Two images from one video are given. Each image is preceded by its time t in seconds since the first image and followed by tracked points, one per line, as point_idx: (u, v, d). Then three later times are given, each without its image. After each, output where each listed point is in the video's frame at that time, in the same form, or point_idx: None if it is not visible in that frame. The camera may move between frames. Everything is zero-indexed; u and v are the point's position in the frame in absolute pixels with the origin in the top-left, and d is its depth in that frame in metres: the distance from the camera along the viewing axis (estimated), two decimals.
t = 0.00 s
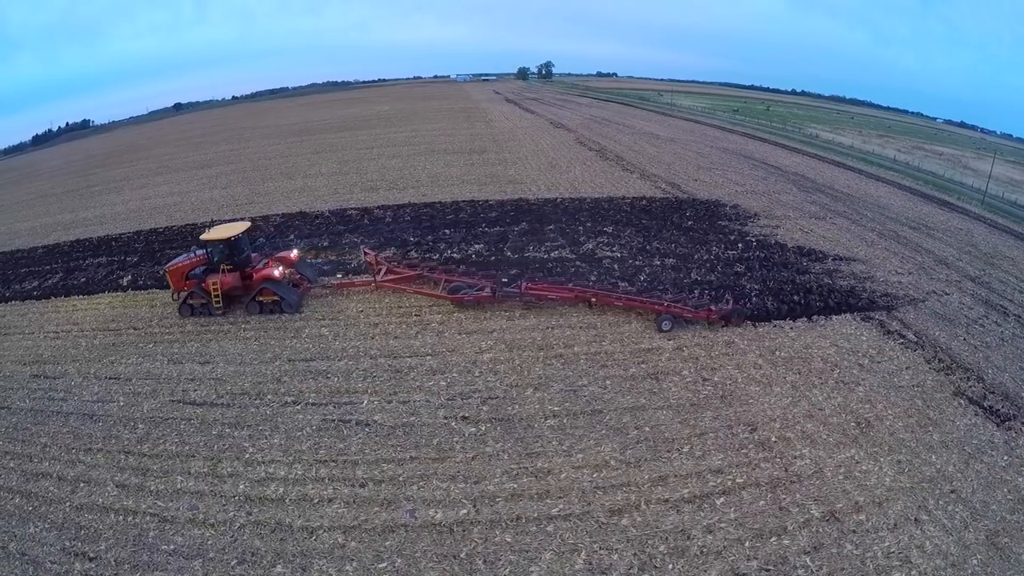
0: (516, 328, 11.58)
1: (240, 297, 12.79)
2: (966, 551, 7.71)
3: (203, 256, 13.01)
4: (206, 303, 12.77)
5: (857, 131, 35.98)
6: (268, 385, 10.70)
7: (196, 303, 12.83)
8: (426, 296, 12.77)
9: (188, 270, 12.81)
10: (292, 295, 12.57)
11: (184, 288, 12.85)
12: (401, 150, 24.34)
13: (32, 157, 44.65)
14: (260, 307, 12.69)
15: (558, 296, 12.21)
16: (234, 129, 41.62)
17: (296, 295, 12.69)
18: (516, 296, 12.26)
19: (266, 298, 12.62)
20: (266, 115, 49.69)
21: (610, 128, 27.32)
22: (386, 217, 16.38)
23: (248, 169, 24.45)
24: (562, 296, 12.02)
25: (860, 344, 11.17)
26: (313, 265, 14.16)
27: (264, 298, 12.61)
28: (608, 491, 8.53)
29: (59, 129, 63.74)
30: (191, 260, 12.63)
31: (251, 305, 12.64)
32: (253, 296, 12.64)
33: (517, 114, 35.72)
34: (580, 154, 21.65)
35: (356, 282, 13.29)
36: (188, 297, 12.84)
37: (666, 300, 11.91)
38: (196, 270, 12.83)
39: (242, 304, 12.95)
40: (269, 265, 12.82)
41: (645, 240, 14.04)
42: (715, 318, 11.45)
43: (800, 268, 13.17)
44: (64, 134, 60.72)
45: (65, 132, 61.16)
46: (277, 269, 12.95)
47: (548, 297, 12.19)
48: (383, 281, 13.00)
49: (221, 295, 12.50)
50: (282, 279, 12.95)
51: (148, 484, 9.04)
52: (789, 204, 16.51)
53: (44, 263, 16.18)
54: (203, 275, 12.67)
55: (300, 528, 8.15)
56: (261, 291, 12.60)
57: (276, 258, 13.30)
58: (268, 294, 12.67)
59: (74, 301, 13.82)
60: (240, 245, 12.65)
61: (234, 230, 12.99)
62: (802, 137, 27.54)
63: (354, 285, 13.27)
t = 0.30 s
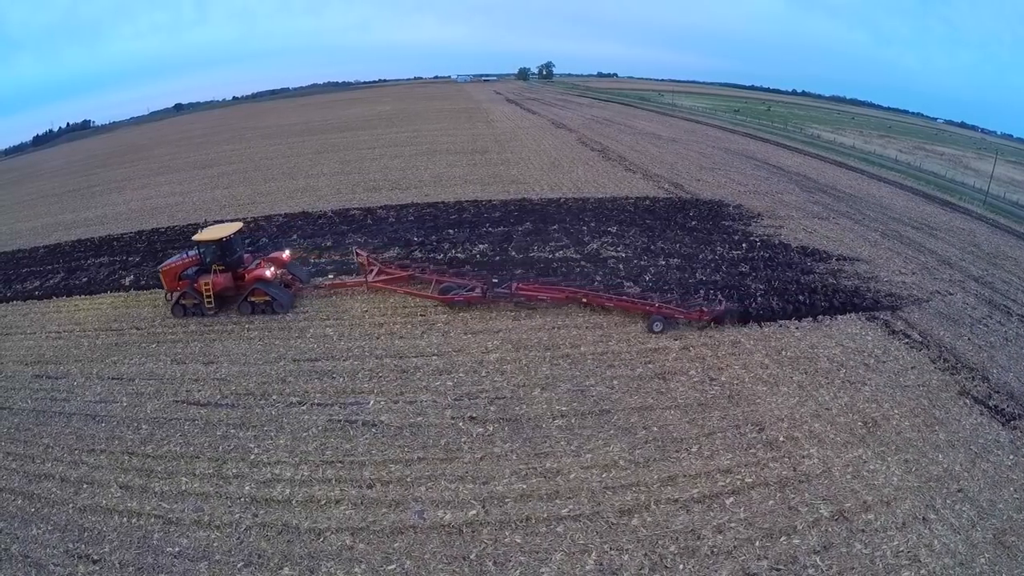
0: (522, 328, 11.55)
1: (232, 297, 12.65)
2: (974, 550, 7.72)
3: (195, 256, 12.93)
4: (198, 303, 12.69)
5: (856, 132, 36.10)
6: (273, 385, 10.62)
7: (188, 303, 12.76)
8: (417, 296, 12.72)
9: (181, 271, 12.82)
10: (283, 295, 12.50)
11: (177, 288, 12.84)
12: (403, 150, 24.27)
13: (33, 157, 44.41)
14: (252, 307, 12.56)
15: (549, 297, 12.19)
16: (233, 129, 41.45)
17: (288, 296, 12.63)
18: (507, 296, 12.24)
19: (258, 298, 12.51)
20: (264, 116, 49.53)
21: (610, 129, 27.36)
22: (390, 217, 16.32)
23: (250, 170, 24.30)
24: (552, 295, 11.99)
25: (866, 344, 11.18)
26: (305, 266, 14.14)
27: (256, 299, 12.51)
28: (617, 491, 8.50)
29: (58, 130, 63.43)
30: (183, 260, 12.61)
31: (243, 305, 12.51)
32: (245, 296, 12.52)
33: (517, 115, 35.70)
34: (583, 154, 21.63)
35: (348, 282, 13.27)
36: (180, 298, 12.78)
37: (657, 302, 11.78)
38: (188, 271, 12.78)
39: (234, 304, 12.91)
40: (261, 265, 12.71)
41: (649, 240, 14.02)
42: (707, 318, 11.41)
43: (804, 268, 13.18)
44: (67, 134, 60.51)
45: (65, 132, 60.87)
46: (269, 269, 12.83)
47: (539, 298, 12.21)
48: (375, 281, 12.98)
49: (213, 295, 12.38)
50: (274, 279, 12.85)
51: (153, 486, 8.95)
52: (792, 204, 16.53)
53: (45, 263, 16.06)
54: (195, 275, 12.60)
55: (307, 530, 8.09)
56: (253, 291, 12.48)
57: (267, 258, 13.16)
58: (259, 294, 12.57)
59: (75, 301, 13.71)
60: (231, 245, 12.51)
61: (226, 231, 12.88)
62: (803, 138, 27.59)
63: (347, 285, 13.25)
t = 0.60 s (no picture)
0: (527, 327, 11.52)
1: (223, 297, 12.69)
2: (980, 549, 7.71)
3: (188, 256, 12.97)
4: (191, 303, 12.65)
5: (857, 132, 36.15)
6: (276, 385, 10.56)
7: (180, 302, 12.73)
8: (406, 296, 12.64)
9: (173, 270, 12.79)
10: (273, 294, 12.45)
11: (169, 288, 12.78)
12: (406, 149, 24.17)
13: (33, 157, 43.98)
14: (243, 306, 12.56)
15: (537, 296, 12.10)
16: (233, 129, 41.27)
17: (278, 295, 12.58)
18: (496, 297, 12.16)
19: (248, 298, 12.48)
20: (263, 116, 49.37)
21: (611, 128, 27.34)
22: (392, 216, 16.25)
23: (251, 169, 24.12)
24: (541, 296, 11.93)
25: (870, 343, 11.18)
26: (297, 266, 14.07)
27: (246, 298, 12.47)
28: (624, 491, 8.47)
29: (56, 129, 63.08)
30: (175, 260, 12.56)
31: (234, 305, 12.54)
32: (235, 296, 12.54)
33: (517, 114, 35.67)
34: (585, 154, 21.60)
35: (338, 281, 13.20)
36: (172, 297, 12.75)
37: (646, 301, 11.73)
38: (180, 270, 12.76)
39: (226, 304, 12.86)
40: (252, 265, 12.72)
41: (653, 239, 14.00)
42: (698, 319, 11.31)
43: (807, 267, 13.18)
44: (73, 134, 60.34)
45: (65, 132, 60.40)
46: (260, 269, 12.85)
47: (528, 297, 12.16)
48: (364, 280, 12.89)
49: (204, 295, 12.42)
50: (265, 279, 12.86)
51: (155, 486, 8.89)
52: (793, 203, 16.53)
53: (46, 262, 15.95)
54: (187, 275, 12.57)
55: (312, 530, 8.03)
56: (243, 291, 12.49)
57: (259, 258, 13.21)
58: (250, 294, 12.53)
59: (75, 300, 13.60)
60: (222, 245, 12.55)
61: (219, 231, 12.94)
62: (804, 137, 27.59)
63: (337, 285, 13.17)
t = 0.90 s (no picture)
0: (531, 326, 11.49)
1: (215, 297, 12.65)
2: (986, 547, 7.72)
3: (181, 257, 12.98)
4: (183, 302, 12.58)
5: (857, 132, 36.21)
6: (280, 384, 10.50)
7: (172, 302, 12.65)
8: (397, 295, 12.58)
9: (165, 270, 12.76)
10: (263, 294, 12.45)
11: (162, 288, 12.78)
12: (408, 149, 24.08)
13: (33, 157, 43.63)
14: (234, 306, 12.53)
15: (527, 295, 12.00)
16: (231, 128, 41.07)
17: (268, 295, 12.57)
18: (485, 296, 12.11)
19: (238, 297, 12.44)
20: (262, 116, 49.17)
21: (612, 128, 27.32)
22: (394, 215, 16.17)
23: (252, 169, 23.97)
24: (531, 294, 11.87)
25: (873, 343, 11.19)
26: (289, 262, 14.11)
27: (237, 298, 12.44)
28: (631, 491, 8.45)
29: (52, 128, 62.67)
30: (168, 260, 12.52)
31: (225, 305, 12.51)
32: (226, 296, 12.51)
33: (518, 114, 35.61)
34: (587, 153, 21.56)
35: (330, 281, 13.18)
36: (165, 297, 12.68)
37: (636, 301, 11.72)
38: (173, 271, 12.75)
39: (217, 303, 12.82)
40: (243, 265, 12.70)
41: (656, 238, 13.98)
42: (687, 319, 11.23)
43: (810, 266, 13.19)
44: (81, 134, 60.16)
45: (66, 132, 59.79)
46: (251, 269, 12.84)
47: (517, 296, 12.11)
48: (355, 281, 12.88)
49: (196, 295, 12.38)
50: (255, 279, 12.84)
51: (159, 487, 8.84)
52: (795, 203, 16.54)
53: (47, 262, 15.83)
54: (180, 274, 12.53)
55: (318, 531, 7.98)
56: (233, 291, 12.46)
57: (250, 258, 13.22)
58: (240, 294, 12.51)
59: (76, 300, 13.49)
60: (214, 245, 12.55)
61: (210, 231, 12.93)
62: (804, 137, 27.59)
63: (327, 284, 13.17)
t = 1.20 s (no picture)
0: (538, 326, 11.46)
1: (208, 297, 12.57)
2: (993, 545, 7.75)
3: (174, 257, 12.80)
4: (176, 303, 12.57)
5: (857, 132, 36.31)
6: (286, 385, 10.43)
7: (166, 302, 12.63)
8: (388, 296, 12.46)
9: (159, 271, 12.59)
10: (255, 295, 12.36)
11: (155, 288, 12.68)
12: (409, 149, 23.99)
13: (34, 157, 43.41)
14: (226, 307, 12.48)
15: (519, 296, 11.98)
16: (230, 129, 40.89)
17: (260, 296, 12.50)
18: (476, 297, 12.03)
19: (231, 298, 12.42)
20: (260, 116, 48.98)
21: (613, 128, 27.32)
22: (397, 215, 16.07)
23: (253, 169, 23.83)
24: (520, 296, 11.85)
25: (878, 342, 11.22)
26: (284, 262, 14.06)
27: (229, 299, 12.40)
28: (641, 490, 8.44)
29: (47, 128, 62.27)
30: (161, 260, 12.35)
31: (217, 305, 12.45)
32: (219, 296, 12.46)
33: (518, 114, 35.57)
34: (589, 153, 21.55)
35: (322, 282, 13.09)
36: (158, 298, 12.63)
37: (627, 301, 11.69)
38: (167, 271, 12.56)
39: (210, 304, 12.66)
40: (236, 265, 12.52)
41: (660, 238, 13.97)
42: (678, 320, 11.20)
43: (814, 266, 13.21)
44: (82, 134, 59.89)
45: (65, 132, 59.44)
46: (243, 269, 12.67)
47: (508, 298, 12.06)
48: (346, 281, 12.80)
49: (190, 296, 12.36)
50: (248, 280, 12.76)
51: (164, 489, 8.77)
52: (797, 203, 16.57)
53: (48, 261, 15.70)
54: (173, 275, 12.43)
55: (328, 533, 7.93)
56: (226, 291, 12.42)
57: (243, 258, 13.06)
58: (233, 294, 12.45)
59: (77, 300, 13.40)
60: (207, 245, 12.40)
61: (202, 230, 12.78)
62: (804, 137, 27.61)
63: (319, 285, 13.08)
